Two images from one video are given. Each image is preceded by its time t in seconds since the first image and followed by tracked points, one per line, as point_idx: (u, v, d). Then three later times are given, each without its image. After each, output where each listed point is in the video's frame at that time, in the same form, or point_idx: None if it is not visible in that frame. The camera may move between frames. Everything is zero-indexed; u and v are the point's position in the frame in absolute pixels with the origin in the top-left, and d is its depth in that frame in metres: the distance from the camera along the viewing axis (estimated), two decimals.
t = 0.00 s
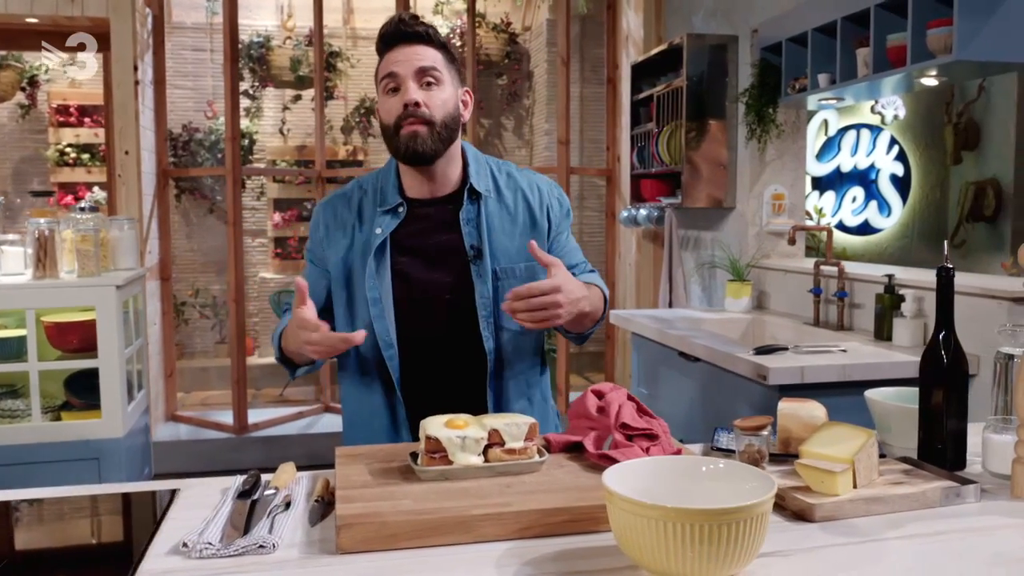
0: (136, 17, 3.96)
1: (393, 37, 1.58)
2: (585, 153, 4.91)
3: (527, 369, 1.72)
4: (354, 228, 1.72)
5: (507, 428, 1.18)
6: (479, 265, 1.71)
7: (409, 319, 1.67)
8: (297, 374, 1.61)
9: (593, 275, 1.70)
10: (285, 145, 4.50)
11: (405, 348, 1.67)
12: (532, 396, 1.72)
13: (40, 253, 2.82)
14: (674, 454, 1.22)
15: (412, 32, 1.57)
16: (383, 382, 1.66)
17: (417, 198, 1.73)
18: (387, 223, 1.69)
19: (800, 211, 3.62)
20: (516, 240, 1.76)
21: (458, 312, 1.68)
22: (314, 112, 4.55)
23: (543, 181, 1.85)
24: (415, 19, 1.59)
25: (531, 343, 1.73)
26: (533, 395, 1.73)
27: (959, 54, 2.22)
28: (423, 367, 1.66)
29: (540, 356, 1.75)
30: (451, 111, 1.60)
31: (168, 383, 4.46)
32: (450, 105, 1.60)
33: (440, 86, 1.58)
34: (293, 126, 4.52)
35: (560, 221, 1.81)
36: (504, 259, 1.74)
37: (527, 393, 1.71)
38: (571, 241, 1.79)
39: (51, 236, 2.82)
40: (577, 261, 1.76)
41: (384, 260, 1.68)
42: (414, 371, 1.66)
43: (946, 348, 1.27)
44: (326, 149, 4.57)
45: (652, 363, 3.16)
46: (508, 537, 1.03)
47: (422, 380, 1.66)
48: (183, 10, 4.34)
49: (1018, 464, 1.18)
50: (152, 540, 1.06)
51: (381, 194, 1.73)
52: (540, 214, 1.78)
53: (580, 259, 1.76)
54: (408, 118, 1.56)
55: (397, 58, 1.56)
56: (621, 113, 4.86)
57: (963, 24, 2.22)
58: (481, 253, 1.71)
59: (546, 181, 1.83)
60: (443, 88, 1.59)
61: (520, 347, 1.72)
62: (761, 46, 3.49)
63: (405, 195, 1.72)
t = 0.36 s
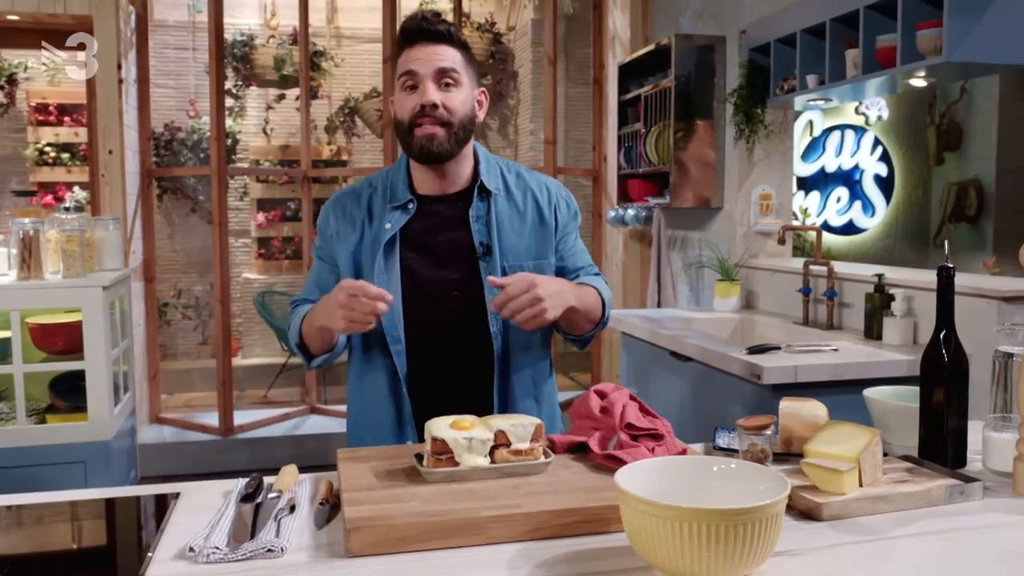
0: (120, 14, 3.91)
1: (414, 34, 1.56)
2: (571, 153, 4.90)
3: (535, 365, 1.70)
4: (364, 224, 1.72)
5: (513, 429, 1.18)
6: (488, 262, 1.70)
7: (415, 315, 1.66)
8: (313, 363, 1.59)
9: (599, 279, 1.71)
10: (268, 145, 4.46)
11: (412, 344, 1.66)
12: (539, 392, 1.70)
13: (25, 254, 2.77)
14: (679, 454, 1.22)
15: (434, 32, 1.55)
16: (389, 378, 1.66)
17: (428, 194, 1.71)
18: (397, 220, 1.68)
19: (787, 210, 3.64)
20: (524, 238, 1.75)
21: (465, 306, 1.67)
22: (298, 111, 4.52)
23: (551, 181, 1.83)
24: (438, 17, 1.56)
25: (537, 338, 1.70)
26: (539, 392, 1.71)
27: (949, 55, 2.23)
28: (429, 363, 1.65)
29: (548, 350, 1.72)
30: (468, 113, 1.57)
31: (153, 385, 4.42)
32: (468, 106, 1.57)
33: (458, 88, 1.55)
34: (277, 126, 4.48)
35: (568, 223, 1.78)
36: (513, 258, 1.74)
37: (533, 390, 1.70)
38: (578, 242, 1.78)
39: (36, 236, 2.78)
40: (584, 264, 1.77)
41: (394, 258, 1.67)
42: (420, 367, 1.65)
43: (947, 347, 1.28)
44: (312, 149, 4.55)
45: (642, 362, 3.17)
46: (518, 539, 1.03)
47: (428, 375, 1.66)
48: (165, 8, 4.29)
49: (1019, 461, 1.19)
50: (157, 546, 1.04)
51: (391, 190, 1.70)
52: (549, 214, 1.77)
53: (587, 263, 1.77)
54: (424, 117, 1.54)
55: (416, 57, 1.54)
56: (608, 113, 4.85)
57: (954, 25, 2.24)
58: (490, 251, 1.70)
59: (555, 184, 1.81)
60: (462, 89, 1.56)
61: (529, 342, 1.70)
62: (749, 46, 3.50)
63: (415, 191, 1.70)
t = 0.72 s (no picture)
0: (103, 13, 3.87)
1: (445, 32, 1.59)
2: (558, 154, 4.88)
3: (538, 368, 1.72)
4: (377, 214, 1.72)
5: (517, 429, 1.18)
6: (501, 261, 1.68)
7: (421, 311, 1.65)
8: (316, 337, 1.58)
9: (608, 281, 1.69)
10: (250, 145, 4.42)
11: (418, 340, 1.65)
12: (539, 397, 1.73)
13: (8, 255, 2.73)
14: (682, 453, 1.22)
15: (464, 31, 1.58)
16: (394, 370, 1.66)
17: (441, 192, 1.71)
18: (412, 215, 1.69)
19: (774, 211, 3.66)
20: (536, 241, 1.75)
21: (471, 303, 1.67)
22: (281, 111, 4.46)
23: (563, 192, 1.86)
24: (468, 18, 1.59)
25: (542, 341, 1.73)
26: (539, 397, 1.73)
27: (937, 57, 2.26)
28: (434, 360, 1.65)
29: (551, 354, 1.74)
30: (491, 111, 1.59)
31: (136, 387, 4.37)
32: (491, 105, 1.58)
33: (484, 86, 1.57)
34: (259, 125, 4.43)
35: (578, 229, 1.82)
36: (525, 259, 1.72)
37: (535, 394, 1.72)
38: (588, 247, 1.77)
39: (20, 237, 2.74)
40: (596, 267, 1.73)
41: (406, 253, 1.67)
42: (425, 363, 1.65)
43: (944, 345, 1.29)
44: (295, 148, 4.50)
45: (631, 362, 3.17)
46: (525, 540, 1.03)
47: (433, 372, 1.65)
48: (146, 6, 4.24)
49: (1017, 458, 1.20)
50: (160, 551, 1.03)
51: (408, 184, 1.72)
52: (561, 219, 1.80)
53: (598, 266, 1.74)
54: (449, 110, 1.55)
55: (444, 52, 1.56)
56: (594, 113, 4.84)
57: (941, 27, 2.26)
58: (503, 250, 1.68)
59: (567, 193, 1.85)
60: (487, 88, 1.58)
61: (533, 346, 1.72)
62: (736, 47, 3.52)
63: (432, 186, 1.70)
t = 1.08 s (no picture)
0: (80, 11, 3.83)
1: (433, 43, 1.56)
2: (538, 155, 4.89)
3: (529, 375, 1.71)
4: (366, 224, 1.70)
5: (516, 430, 1.18)
6: (493, 274, 1.69)
7: (413, 320, 1.65)
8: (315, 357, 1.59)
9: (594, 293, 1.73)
10: (227, 146, 4.38)
11: (410, 349, 1.65)
12: (529, 401, 1.72)
13: None
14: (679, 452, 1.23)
15: (453, 42, 1.56)
16: (385, 382, 1.65)
17: (432, 202, 1.70)
18: (401, 226, 1.67)
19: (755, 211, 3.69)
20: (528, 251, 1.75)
21: (463, 310, 1.67)
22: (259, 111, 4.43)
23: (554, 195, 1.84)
24: (457, 27, 1.57)
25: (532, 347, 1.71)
26: (530, 402, 1.72)
27: (918, 60, 2.30)
28: (426, 368, 1.65)
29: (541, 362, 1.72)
30: (481, 127, 1.60)
31: (113, 390, 4.31)
32: (481, 120, 1.59)
33: (474, 102, 1.57)
34: (236, 125, 4.40)
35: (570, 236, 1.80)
36: (517, 269, 1.73)
37: (527, 400, 1.71)
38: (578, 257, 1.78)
39: None
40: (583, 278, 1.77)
41: (396, 265, 1.67)
42: (417, 371, 1.65)
43: (933, 344, 1.31)
44: (275, 148, 4.46)
45: (615, 361, 3.19)
46: (528, 540, 1.03)
47: (425, 380, 1.65)
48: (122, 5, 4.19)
49: (1007, 454, 1.21)
50: (159, 555, 1.02)
51: (396, 192, 1.69)
52: (553, 226, 1.78)
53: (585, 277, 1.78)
54: (439, 131, 1.56)
55: (434, 67, 1.55)
56: (574, 114, 4.86)
57: (922, 31, 2.30)
58: (495, 263, 1.69)
59: (559, 197, 1.82)
60: (477, 103, 1.58)
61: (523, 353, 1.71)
62: (717, 48, 3.56)
63: (422, 197, 1.69)
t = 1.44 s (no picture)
0: (59, 9, 3.79)
1: (422, 40, 1.56)
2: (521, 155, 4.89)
3: (521, 371, 1.72)
4: (359, 224, 1.71)
5: (518, 428, 1.18)
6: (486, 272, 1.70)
7: (408, 319, 1.65)
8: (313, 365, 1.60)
9: (586, 292, 1.76)
10: (207, 145, 4.34)
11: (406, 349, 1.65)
12: (526, 398, 1.72)
13: None
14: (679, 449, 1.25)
15: (443, 39, 1.55)
16: (381, 383, 1.65)
17: (423, 201, 1.70)
18: (395, 226, 1.68)
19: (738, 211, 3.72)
20: (520, 249, 1.76)
21: (458, 310, 1.66)
22: (239, 111, 4.39)
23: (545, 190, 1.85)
24: (446, 23, 1.56)
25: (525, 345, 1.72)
26: (527, 398, 1.73)
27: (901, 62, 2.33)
28: (423, 368, 1.65)
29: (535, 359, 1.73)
30: (472, 122, 1.59)
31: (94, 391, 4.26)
32: (472, 116, 1.59)
33: (465, 98, 1.57)
34: (216, 125, 4.36)
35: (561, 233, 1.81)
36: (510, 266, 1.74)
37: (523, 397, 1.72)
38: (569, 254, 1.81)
39: None
40: (575, 277, 1.81)
41: (391, 263, 1.67)
42: (414, 371, 1.65)
43: (926, 341, 1.33)
44: (255, 148, 4.43)
45: (602, 359, 3.20)
46: (534, 537, 1.04)
47: (422, 380, 1.65)
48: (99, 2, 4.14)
49: (999, 449, 1.24)
50: (164, 556, 1.01)
51: (389, 192, 1.70)
52: (545, 223, 1.79)
53: (577, 275, 1.81)
54: (430, 128, 1.56)
55: (424, 65, 1.54)
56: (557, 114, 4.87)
57: (906, 33, 2.34)
58: (488, 260, 1.70)
59: (552, 193, 1.84)
60: (468, 99, 1.58)
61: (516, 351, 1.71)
62: (701, 49, 3.59)
63: (415, 196, 1.69)
